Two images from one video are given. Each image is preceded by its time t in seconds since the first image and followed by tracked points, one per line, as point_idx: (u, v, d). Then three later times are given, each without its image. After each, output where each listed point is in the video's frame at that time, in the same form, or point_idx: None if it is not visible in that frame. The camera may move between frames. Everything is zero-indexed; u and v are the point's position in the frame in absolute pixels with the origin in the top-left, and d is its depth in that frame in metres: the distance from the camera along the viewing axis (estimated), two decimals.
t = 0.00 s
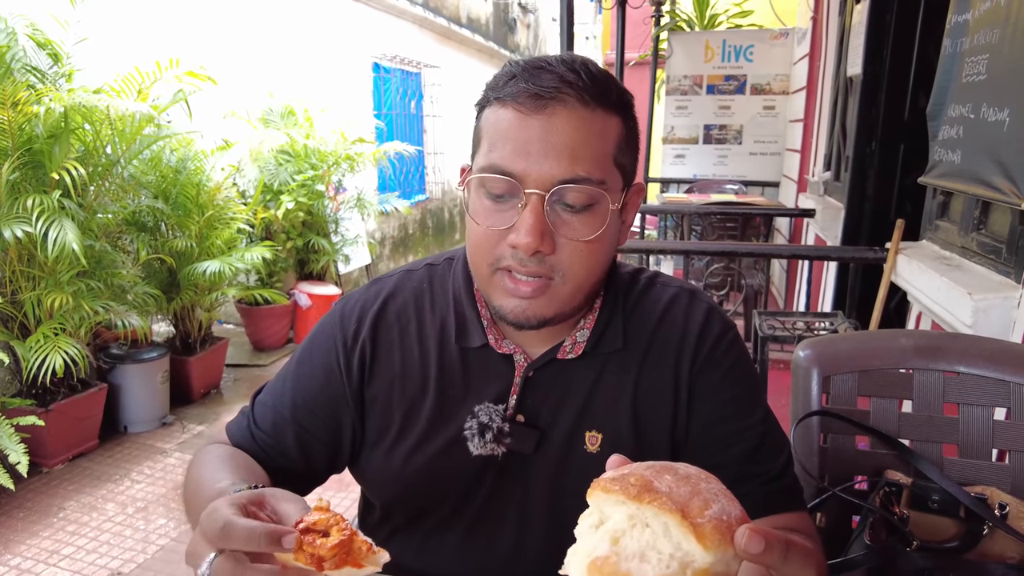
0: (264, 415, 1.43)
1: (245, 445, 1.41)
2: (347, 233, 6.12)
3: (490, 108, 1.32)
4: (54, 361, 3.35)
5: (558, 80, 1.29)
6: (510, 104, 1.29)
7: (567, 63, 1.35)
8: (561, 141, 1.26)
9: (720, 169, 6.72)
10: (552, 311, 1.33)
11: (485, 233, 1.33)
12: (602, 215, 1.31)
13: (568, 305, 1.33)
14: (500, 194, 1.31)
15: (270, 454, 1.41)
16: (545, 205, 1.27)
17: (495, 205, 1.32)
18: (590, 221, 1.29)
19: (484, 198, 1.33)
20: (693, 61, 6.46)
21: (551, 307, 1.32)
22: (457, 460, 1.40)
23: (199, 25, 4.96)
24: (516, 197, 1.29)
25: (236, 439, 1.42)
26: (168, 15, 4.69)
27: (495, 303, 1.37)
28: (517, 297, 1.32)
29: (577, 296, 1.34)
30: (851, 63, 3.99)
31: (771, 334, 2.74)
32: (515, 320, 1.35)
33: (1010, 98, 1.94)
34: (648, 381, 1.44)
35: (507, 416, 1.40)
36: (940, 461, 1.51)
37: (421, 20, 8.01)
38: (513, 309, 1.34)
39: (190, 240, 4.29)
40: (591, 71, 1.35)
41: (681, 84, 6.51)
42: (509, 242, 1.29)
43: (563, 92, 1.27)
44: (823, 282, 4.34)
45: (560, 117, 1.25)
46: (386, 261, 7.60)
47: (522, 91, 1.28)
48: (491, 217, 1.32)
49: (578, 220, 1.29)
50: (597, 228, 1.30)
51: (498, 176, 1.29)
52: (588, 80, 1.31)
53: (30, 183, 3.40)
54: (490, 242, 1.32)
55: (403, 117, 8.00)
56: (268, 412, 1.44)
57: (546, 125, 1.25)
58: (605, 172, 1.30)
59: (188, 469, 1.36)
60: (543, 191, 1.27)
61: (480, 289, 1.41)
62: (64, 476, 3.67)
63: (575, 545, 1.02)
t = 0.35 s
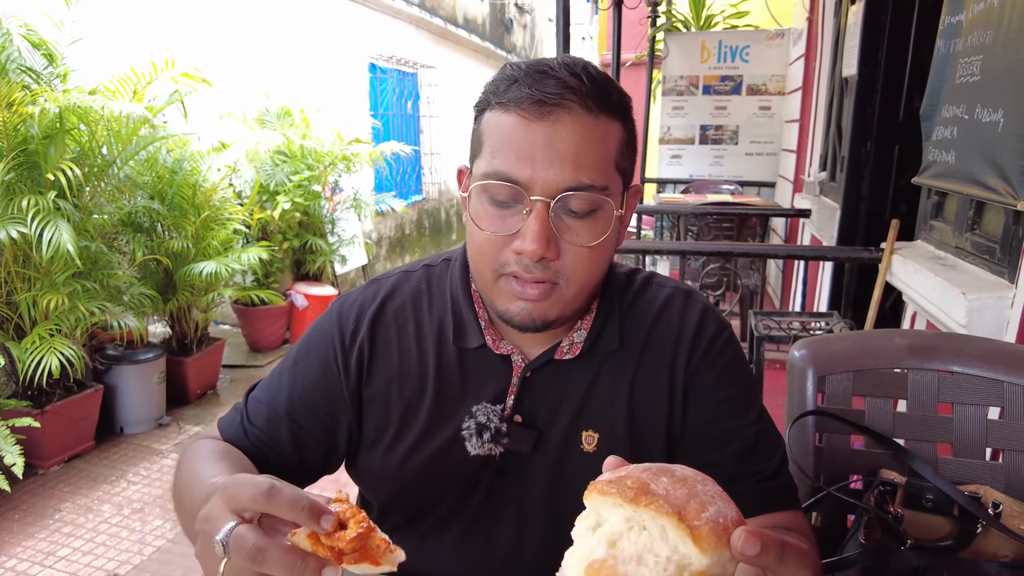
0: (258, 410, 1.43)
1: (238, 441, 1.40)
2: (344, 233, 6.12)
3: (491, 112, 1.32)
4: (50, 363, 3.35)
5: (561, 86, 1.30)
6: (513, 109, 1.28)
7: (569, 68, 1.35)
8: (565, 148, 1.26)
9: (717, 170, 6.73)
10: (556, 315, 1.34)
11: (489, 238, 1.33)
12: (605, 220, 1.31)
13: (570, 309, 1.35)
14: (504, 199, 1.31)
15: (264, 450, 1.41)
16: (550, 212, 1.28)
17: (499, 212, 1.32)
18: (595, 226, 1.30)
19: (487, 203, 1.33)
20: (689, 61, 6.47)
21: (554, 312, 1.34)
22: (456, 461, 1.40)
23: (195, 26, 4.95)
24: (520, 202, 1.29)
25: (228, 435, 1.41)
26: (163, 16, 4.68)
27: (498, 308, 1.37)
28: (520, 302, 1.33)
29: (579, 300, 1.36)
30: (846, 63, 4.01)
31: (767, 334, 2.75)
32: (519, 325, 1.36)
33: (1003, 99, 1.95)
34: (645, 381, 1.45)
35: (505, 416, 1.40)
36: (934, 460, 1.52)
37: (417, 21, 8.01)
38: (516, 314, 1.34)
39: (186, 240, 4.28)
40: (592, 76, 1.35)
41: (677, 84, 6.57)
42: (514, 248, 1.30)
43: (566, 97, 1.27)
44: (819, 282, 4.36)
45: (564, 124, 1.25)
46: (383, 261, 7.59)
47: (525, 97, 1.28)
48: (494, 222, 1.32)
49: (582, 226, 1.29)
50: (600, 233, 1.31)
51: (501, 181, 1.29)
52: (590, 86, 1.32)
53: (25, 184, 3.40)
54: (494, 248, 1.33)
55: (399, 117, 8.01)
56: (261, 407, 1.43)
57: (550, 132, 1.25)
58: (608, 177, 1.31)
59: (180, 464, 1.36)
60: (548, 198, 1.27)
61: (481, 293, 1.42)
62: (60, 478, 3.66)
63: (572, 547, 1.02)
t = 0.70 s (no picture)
0: (246, 392, 1.41)
1: (222, 420, 1.39)
2: (341, 234, 6.12)
3: (501, 117, 1.31)
4: (47, 364, 3.34)
5: (572, 96, 1.29)
6: (523, 118, 1.28)
7: (579, 77, 1.35)
8: (575, 160, 1.25)
9: (713, 170, 6.75)
10: (558, 323, 1.36)
11: (495, 245, 1.33)
12: (610, 230, 1.32)
13: (571, 317, 1.36)
14: (513, 207, 1.30)
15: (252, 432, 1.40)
16: (557, 221, 1.28)
17: (507, 219, 1.32)
18: (602, 236, 1.31)
19: (493, 209, 1.33)
20: (686, 62, 6.49)
21: (558, 319, 1.35)
22: (455, 461, 1.42)
23: (191, 26, 4.95)
24: (528, 211, 1.29)
25: (214, 413, 1.39)
26: (159, 17, 4.67)
27: (502, 314, 1.39)
28: (523, 310, 1.34)
29: (580, 308, 1.37)
30: (842, 64, 4.02)
31: (763, 334, 2.76)
32: (522, 332, 1.38)
33: (997, 100, 1.97)
34: (642, 382, 1.46)
35: (504, 417, 1.41)
36: (928, 460, 1.53)
37: (414, 21, 8.01)
38: (519, 322, 1.36)
39: (183, 241, 4.28)
40: (602, 86, 1.35)
41: (674, 85, 6.56)
42: (520, 257, 1.31)
43: (577, 108, 1.27)
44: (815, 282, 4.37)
45: (574, 136, 1.25)
46: (380, 262, 7.59)
47: (536, 106, 1.27)
48: (501, 228, 1.33)
49: (588, 236, 1.30)
50: (605, 244, 1.32)
51: (509, 189, 1.29)
52: (602, 96, 1.32)
53: (20, 185, 3.39)
54: (501, 255, 1.33)
55: (396, 118, 8.01)
56: (250, 389, 1.41)
57: (560, 143, 1.25)
58: (617, 189, 1.31)
59: (159, 435, 1.36)
60: (557, 209, 1.27)
61: (484, 298, 1.42)
62: (57, 479, 3.66)
63: (575, 540, 1.02)
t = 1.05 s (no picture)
0: (243, 376, 1.39)
1: (213, 400, 1.35)
2: (338, 234, 6.12)
3: (503, 115, 1.32)
4: (42, 365, 3.34)
5: (574, 94, 1.29)
6: (526, 115, 1.28)
7: (580, 75, 1.36)
8: (578, 155, 1.26)
9: (710, 170, 6.77)
10: (558, 318, 1.36)
11: (496, 238, 1.34)
12: (612, 225, 1.32)
13: (571, 312, 1.37)
14: (515, 201, 1.31)
15: (248, 417, 1.37)
16: (561, 215, 1.28)
17: (510, 214, 1.32)
18: (605, 231, 1.31)
19: (495, 204, 1.33)
20: (682, 62, 6.49)
21: (558, 313, 1.36)
22: (451, 455, 1.41)
23: (187, 26, 4.94)
24: (531, 205, 1.30)
25: (204, 394, 1.35)
26: (154, 17, 4.66)
27: (502, 309, 1.39)
28: (525, 304, 1.35)
29: (580, 303, 1.38)
30: (837, 64, 4.03)
31: (758, 334, 2.77)
32: (522, 326, 1.39)
33: (989, 100, 1.97)
34: (637, 381, 1.46)
35: (499, 412, 1.41)
36: (920, 459, 1.54)
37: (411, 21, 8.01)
38: (521, 316, 1.36)
39: (180, 242, 4.27)
40: (601, 85, 1.36)
41: (670, 85, 6.57)
42: (523, 251, 1.31)
43: (580, 105, 1.27)
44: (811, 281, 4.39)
45: (578, 132, 1.26)
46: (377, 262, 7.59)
47: (539, 102, 1.28)
48: (504, 223, 1.33)
49: (591, 230, 1.30)
50: (607, 238, 1.32)
51: (513, 184, 1.29)
52: (603, 94, 1.33)
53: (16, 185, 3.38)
54: (503, 249, 1.33)
55: (393, 118, 8.01)
56: (247, 373, 1.39)
57: (564, 138, 1.26)
58: (619, 185, 1.32)
59: (147, 423, 1.29)
60: (560, 202, 1.28)
61: (484, 293, 1.43)
62: (53, 480, 3.66)
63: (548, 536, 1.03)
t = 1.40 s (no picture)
0: (245, 385, 1.40)
1: (216, 411, 1.36)
2: (335, 235, 6.12)
3: (513, 121, 1.32)
4: (39, 366, 3.33)
5: (585, 102, 1.30)
6: (538, 122, 1.29)
7: (591, 83, 1.37)
8: (588, 164, 1.27)
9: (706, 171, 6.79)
10: (565, 325, 1.37)
11: (503, 245, 1.34)
12: (619, 234, 1.33)
13: (577, 319, 1.38)
14: (523, 208, 1.31)
15: (250, 427, 1.38)
16: (570, 224, 1.29)
17: (518, 221, 1.33)
18: (612, 240, 1.32)
19: (504, 210, 1.34)
20: (678, 63, 6.52)
21: (565, 321, 1.36)
22: (455, 461, 1.41)
23: (183, 27, 4.93)
24: (540, 213, 1.30)
25: (207, 405, 1.36)
26: (150, 17, 4.65)
27: (508, 316, 1.40)
28: (532, 311, 1.35)
29: (586, 310, 1.39)
30: (832, 65, 4.04)
31: (754, 334, 2.78)
32: (528, 333, 1.39)
33: (981, 102, 1.99)
34: (637, 383, 1.47)
35: (503, 417, 1.42)
36: (914, 458, 1.55)
37: (407, 22, 8.01)
38: (528, 324, 1.37)
39: (176, 243, 4.26)
40: (611, 93, 1.37)
41: (666, 86, 6.61)
42: (532, 259, 1.32)
43: (592, 114, 1.28)
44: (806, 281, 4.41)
45: (589, 141, 1.26)
46: (374, 262, 7.59)
47: (551, 110, 1.28)
48: (513, 230, 1.33)
49: (599, 239, 1.31)
50: (615, 248, 1.33)
51: (524, 193, 1.30)
52: (612, 102, 1.34)
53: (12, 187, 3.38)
54: (511, 257, 1.34)
55: (390, 118, 8.02)
56: (250, 382, 1.40)
57: (576, 146, 1.26)
58: (627, 195, 1.33)
59: (148, 438, 1.29)
60: (569, 211, 1.28)
61: (489, 299, 1.43)
62: (49, 482, 3.65)
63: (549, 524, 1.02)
